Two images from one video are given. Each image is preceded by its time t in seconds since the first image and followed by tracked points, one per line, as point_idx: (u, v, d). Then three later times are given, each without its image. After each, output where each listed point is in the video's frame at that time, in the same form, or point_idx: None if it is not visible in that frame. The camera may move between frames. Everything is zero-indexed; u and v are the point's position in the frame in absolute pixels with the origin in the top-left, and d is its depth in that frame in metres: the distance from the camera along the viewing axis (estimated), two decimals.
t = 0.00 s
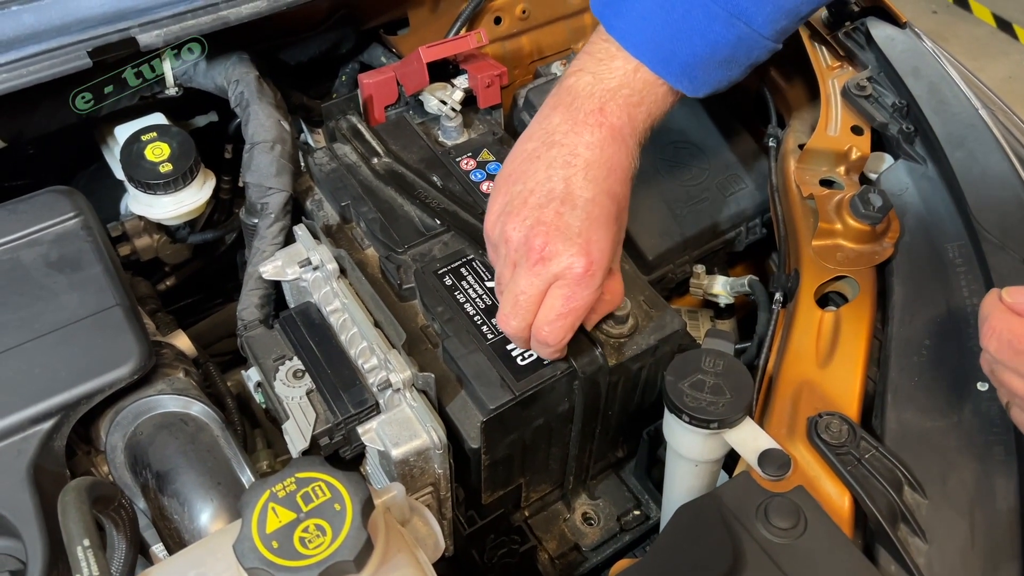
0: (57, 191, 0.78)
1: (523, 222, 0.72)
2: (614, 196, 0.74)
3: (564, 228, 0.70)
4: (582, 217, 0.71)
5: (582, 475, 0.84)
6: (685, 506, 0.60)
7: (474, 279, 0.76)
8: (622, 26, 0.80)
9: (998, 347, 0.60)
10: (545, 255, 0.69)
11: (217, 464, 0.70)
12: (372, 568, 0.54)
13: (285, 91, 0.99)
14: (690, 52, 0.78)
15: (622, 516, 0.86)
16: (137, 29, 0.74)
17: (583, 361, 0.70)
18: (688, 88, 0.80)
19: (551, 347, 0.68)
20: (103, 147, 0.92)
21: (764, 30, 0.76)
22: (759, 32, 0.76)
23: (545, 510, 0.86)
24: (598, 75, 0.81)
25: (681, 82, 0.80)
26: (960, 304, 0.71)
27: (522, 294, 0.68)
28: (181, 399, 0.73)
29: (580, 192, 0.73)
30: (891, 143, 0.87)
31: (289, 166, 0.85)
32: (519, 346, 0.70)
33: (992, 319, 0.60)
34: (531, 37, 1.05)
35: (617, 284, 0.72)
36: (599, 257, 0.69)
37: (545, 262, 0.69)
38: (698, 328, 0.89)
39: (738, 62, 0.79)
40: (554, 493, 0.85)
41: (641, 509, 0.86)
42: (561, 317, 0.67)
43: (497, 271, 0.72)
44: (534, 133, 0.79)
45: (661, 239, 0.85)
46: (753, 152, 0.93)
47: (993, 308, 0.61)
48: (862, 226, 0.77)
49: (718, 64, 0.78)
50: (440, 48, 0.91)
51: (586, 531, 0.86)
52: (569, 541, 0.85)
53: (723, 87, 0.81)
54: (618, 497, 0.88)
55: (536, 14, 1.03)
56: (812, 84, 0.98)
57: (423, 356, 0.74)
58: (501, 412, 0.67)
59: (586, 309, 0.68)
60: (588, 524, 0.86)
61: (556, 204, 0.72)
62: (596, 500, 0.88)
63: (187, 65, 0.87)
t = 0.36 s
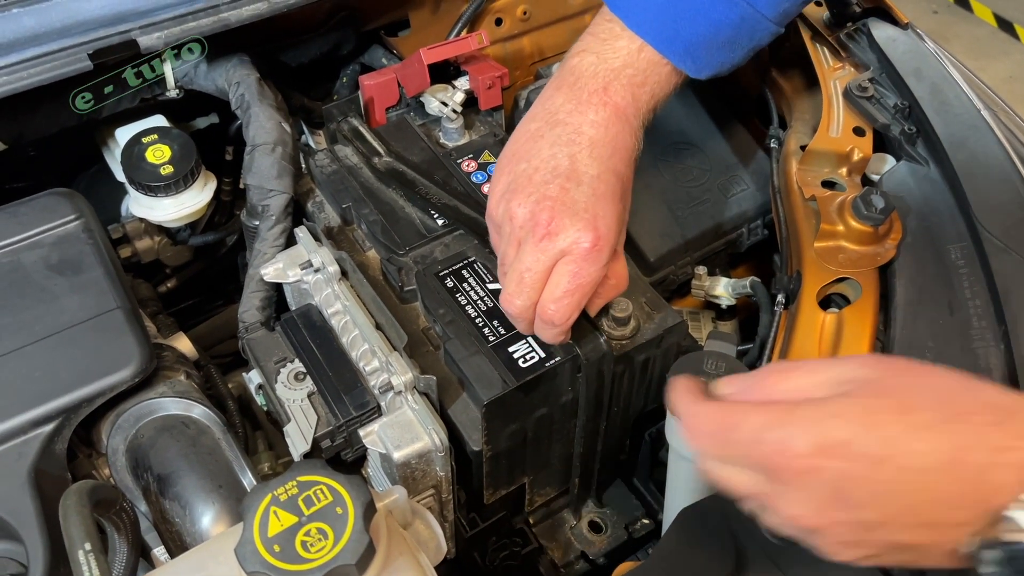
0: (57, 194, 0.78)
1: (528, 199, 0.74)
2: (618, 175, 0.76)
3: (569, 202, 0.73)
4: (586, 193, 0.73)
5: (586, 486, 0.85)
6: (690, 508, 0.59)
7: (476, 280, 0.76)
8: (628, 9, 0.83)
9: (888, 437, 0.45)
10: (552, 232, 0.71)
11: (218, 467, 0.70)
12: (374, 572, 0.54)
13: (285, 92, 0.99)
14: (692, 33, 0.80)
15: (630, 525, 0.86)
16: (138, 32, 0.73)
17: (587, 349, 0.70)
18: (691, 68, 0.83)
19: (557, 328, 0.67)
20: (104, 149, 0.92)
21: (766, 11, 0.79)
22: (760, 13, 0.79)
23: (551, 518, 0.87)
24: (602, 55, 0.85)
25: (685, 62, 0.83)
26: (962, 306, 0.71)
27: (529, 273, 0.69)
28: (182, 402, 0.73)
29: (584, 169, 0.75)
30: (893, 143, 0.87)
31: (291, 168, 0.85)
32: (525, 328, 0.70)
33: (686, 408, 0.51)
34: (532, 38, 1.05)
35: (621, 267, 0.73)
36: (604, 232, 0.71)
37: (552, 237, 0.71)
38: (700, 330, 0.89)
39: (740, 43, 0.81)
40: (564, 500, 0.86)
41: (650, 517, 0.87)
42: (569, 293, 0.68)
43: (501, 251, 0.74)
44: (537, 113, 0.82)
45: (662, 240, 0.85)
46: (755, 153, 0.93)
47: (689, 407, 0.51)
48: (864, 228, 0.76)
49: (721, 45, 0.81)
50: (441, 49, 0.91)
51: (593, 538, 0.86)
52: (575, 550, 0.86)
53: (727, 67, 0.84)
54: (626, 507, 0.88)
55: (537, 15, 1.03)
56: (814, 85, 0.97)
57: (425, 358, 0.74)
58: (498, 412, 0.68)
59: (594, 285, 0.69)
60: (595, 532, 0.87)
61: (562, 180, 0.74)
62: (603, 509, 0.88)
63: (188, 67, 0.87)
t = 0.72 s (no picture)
0: (58, 194, 0.78)
1: (530, 182, 0.73)
2: (621, 160, 0.76)
3: (573, 185, 0.73)
4: (591, 176, 0.73)
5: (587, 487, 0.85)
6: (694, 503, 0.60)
7: (478, 281, 0.75)
8: None
9: (653, 447, 0.57)
10: (556, 213, 0.70)
11: (219, 468, 0.70)
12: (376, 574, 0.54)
13: (286, 93, 0.99)
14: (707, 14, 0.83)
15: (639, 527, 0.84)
16: (138, 31, 0.73)
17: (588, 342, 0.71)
18: (701, 51, 0.84)
19: (557, 315, 0.69)
20: (104, 149, 0.92)
21: None
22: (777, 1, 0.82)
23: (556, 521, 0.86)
24: (610, 39, 0.85)
25: (695, 44, 0.84)
26: (966, 305, 0.71)
27: (531, 255, 0.69)
28: (183, 403, 0.73)
29: (589, 153, 0.75)
30: (896, 142, 0.86)
31: (292, 169, 0.85)
32: (523, 317, 0.71)
33: (525, 414, 0.63)
34: (533, 37, 1.05)
35: (620, 258, 0.73)
36: (607, 216, 0.70)
37: (555, 218, 0.70)
38: (703, 330, 0.88)
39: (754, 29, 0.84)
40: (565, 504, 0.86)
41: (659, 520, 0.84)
42: (571, 277, 0.68)
43: (503, 234, 0.73)
44: (542, 98, 0.82)
45: (665, 240, 0.84)
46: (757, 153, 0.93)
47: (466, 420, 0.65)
48: (868, 228, 0.76)
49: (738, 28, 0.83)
50: (443, 48, 0.91)
51: (599, 541, 0.84)
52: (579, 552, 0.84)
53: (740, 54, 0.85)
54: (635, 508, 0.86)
55: (538, 14, 1.03)
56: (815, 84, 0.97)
57: (427, 359, 0.74)
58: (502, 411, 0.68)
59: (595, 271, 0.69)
60: (601, 534, 0.85)
61: (567, 163, 0.74)
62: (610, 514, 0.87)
63: (188, 67, 0.86)
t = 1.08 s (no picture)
0: (59, 196, 0.78)
1: (543, 160, 0.74)
2: (635, 150, 0.76)
3: (585, 162, 0.73)
4: (602, 157, 0.74)
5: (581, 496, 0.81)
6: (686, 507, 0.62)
7: (480, 282, 0.75)
8: None
9: (594, 448, 0.58)
10: (564, 187, 0.71)
11: (221, 471, 0.69)
12: None
13: (287, 93, 1.00)
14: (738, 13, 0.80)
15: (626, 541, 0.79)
16: (140, 33, 0.73)
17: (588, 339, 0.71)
18: (731, 48, 0.82)
19: (558, 295, 0.67)
20: (105, 150, 0.92)
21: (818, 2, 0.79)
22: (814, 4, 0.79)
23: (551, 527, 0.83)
24: (638, 28, 0.85)
25: (723, 41, 0.82)
26: (970, 307, 0.70)
27: (534, 227, 0.70)
28: (185, 405, 0.73)
29: (605, 137, 0.76)
30: (899, 143, 0.86)
31: (293, 169, 0.84)
32: (524, 296, 0.70)
33: (487, 395, 0.63)
34: (534, 38, 1.04)
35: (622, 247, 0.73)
36: (611, 198, 0.71)
37: (562, 191, 0.71)
38: (705, 331, 0.88)
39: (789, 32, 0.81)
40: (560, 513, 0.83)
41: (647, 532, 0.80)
42: (573, 252, 0.68)
43: (513, 207, 0.74)
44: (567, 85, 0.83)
45: (667, 241, 0.84)
46: (759, 153, 0.93)
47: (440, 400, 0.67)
48: (871, 228, 0.76)
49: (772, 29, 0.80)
50: (444, 49, 0.90)
51: (586, 554, 0.79)
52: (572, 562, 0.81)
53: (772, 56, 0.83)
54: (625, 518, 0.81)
55: (539, 14, 1.03)
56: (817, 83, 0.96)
57: (429, 360, 0.74)
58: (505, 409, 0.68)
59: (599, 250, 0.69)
60: (588, 547, 0.79)
61: (582, 141, 0.75)
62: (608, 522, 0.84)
63: (190, 68, 0.86)
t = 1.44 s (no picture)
0: (61, 198, 0.78)
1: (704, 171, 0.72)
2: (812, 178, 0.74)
3: (718, 176, 0.71)
4: (751, 179, 0.71)
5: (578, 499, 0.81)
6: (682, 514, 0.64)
7: (482, 282, 0.74)
8: (852, 21, 0.74)
9: (574, 464, 0.58)
10: (675, 198, 0.70)
11: (225, 472, 0.70)
12: None
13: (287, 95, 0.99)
14: (941, 31, 0.70)
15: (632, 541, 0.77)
16: (142, 34, 0.73)
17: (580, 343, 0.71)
18: (909, 71, 0.72)
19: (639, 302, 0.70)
20: (106, 151, 0.92)
21: (1013, 28, 0.70)
22: (1007, 27, 0.70)
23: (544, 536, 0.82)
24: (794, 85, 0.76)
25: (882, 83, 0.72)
26: (973, 307, 0.70)
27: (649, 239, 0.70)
28: (188, 406, 0.73)
29: (767, 166, 0.71)
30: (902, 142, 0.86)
31: (295, 170, 0.84)
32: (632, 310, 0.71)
33: (469, 406, 0.63)
34: (536, 37, 1.04)
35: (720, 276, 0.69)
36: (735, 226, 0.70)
37: (705, 202, 0.70)
38: (707, 331, 0.88)
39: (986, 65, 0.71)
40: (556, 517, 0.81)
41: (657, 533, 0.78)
42: (721, 272, 0.69)
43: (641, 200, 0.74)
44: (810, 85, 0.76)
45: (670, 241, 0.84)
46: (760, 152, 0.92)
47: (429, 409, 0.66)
48: (873, 228, 0.74)
49: (965, 61, 0.71)
50: (445, 50, 0.89)
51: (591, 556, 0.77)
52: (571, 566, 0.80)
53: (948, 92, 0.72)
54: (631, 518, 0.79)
55: (541, 14, 1.03)
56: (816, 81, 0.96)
57: (432, 361, 0.74)
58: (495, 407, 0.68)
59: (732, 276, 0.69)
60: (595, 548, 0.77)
61: (730, 151, 0.72)
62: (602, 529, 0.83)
63: (191, 69, 0.86)
